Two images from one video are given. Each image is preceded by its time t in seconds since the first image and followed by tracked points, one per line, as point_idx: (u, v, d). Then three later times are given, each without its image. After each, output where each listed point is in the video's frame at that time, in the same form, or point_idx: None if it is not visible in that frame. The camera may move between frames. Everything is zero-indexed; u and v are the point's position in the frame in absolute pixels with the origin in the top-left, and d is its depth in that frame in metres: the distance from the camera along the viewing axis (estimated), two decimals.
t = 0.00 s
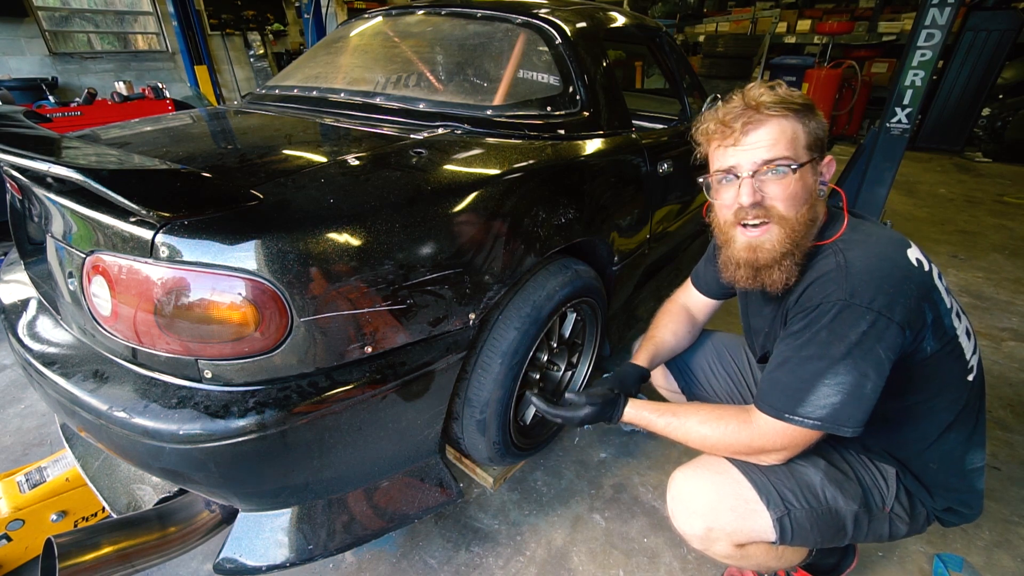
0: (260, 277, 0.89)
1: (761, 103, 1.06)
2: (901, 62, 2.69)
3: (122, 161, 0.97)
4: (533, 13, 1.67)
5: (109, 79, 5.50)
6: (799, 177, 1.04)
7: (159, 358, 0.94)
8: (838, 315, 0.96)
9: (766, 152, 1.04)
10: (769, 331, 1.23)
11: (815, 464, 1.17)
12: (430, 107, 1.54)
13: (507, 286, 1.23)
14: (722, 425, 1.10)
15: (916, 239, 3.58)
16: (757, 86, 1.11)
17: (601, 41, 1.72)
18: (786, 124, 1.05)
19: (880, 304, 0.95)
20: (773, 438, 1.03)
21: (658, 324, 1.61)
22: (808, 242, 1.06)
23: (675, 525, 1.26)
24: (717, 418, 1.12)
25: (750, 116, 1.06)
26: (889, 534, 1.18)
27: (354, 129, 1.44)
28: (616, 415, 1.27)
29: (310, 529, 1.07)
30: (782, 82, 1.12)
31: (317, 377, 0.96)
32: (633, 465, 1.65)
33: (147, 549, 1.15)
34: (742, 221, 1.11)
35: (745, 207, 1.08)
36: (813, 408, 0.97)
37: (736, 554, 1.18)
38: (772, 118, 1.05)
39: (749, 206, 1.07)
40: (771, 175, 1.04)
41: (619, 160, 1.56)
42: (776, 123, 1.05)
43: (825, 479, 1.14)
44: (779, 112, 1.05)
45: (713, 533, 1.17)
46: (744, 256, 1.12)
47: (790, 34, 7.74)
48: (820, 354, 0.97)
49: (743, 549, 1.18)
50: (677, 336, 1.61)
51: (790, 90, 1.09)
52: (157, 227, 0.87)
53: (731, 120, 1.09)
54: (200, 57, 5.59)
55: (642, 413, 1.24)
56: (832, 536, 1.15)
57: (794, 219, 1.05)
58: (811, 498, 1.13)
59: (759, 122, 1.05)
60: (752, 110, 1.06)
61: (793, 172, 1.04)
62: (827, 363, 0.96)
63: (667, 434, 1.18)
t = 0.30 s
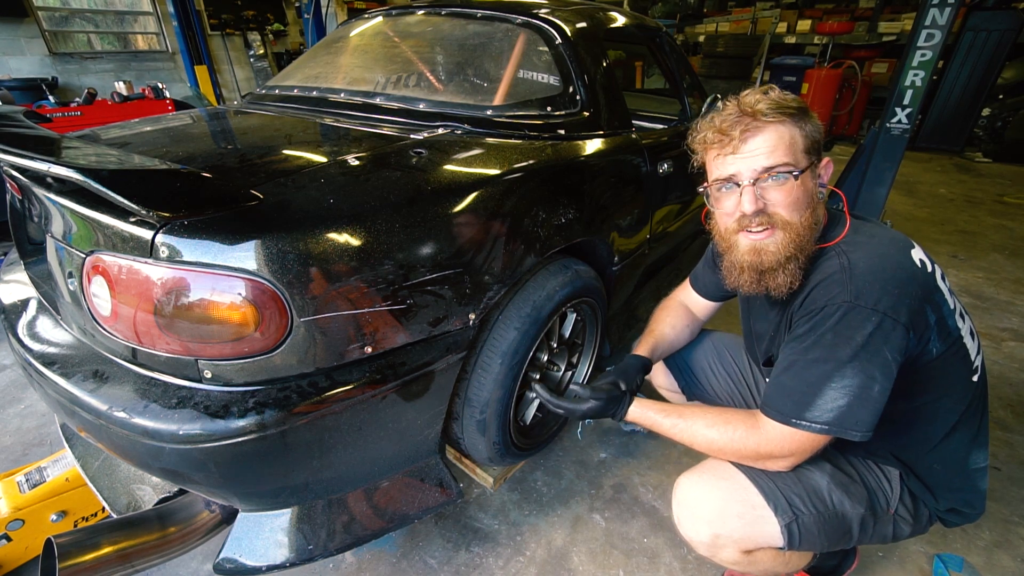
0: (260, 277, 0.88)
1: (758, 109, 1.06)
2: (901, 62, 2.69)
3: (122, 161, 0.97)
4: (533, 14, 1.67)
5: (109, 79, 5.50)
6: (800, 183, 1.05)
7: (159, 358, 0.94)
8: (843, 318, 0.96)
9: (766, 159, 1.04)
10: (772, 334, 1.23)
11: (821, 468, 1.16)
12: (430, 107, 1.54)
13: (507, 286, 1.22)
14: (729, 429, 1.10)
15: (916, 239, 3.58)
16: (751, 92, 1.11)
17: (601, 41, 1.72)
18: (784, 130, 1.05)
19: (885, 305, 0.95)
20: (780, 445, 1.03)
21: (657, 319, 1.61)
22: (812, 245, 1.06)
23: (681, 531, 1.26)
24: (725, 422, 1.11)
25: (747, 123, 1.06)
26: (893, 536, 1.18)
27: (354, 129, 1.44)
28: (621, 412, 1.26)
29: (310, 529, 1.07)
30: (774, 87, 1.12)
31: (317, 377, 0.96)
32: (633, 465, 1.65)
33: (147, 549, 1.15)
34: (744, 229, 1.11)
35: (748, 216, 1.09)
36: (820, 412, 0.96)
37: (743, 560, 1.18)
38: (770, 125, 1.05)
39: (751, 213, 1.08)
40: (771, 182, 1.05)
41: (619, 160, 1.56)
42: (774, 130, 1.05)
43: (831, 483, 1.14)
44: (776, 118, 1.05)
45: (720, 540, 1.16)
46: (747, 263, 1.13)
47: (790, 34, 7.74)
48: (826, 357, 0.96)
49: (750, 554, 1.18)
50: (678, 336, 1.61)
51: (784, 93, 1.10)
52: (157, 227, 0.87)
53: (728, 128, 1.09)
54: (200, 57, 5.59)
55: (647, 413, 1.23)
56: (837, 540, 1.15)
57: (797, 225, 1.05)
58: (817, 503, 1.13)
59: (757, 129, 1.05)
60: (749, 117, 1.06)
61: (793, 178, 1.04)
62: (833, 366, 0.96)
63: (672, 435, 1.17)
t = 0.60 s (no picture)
0: (260, 277, 0.88)
1: (755, 110, 1.05)
2: (901, 62, 2.69)
3: (122, 161, 0.97)
4: (533, 14, 1.67)
5: (109, 79, 5.50)
6: (796, 184, 1.05)
7: (159, 358, 0.94)
8: (841, 319, 0.96)
9: (762, 161, 1.05)
10: (771, 335, 1.23)
11: (821, 471, 1.16)
12: (430, 107, 1.54)
13: (507, 286, 1.22)
14: (728, 431, 1.09)
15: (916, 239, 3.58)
16: (748, 93, 1.10)
17: (601, 41, 1.72)
18: (780, 131, 1.05)
19: (883, 307, 0.95)
20: (779, 447, 1.03)
21: (657, 319, 1.61)
22: (808, 246, 1.06)
23: (679, 533, 1.26)
24: (724, 424, 1.11)
25: (743, 125, 1.06)
26: (893, 537, 1.18)
27: (354, 129, 1.44)
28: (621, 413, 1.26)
29: (310, 529, 1.07)
30: (771, 87, 1.12)
31: (317, 376, 0.96)
32: (633, 465, 1.65)
33: (147, 549, 1.15)
34: (740, 230, 1.11)
35: (744, 217, 1.09)
36: (819, 414, 0.96)
37: (742, 562, 1.18)
38: (766, 126, 1.05)
39: (747, 215, 1.08)
40: (767, 184, 1.05)
41: (619, 160, 1.56)
42: (771, 131, 1.05)
43: (830, 486, 1.14)
44: (772, 119, 1.05)
45: (719, 542, 1.16)
46: (743, 264, 1.13)
47: (790, 34, 7.74)
48: (825, 359, 0.96)
49: (749, 557, 1.18)
50: (678, 336, 1.61)
51: (781, 93, 1.09)
52: (157, 227, 0.87)
53: (724, 130, 1.09)
54: (200, 57, 5.59)
55: (646, 415, 1.22)
56: (837, 542, 1.15)
57: (793, 226, 1.05)
58: (817, 506, 1.13)
59: (753, 130, 1.05)
60: (746, 118, 1.06)
61: (789, 180, 1.04)
62: (831, 368, 0.96)
63: (671, 437, 1.17)
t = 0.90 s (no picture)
0: (260, 277, 0.88)
1: (754, 110, 1.05)
2: (901, 62, 2.69)
3: (123, 161, 0.97)
4: (533, 14, 1.67)
5: (109, 79, 5.50)
6: (794, 185, 1.04)
7: (159, 358, 0.94)
8: (841, 320, 0.96)
9: (760, 160, 1.04)
10: (771, 335, 1.23)
11: (821, 472, 1.16)
12: (430, 107, 1.54)
13: (507, 286, 1.22)
14: (731, 432, 1.09)
15: (916, 239, 3.58)
16: (748, 92, 1.10)
17: (601, 41, 1.72)
18: (779, 131, 1.05)
19: (883, 307, 0.95)
20: (780, 448, 1.03)
21: (657, 319, 1.61)
22: (805, 247, 1.06)
23: (680, 535, 1.26)
24: (727, 425, 1.11)
25: (742, 124, 1.06)
26: (894, 537, 1.18)
27: (354, 129, 1.44)
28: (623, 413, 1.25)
29: (310, 529, 1.07)
30: (772, 86, 1.12)
31: (317, 377, 0.96)
32: (633, 465, 1.65)
33: (147, 549, 1.15)
34: (738, 229, 1.11)
35: (741, 217, 1.09)
36: (820, 415, 0.96)
37: (743, 564, 1.18)
38: (765, 125, 1.05)
39: (745, 214, 1.08)
40: (765, 184, 1.05)
41: (619, 160, 1.56)
42: (769, 131, 1.05)
43: (831, 486, 1.14)
44: (771, 119, 1.05)
45: (720, 544, 1.16)
46: (740, 263, 1.13)
47: (790, 34, 7.74)
48: (826, 359, 0.96)
49: (751, 558, 1.18)
50: (678, 335, 1.62)
51: (782, 92, 1.09)
52: (157, 227, 0.87)
53: (723, 129, 1.09)
54: (200, 57, 5.59)
55: (649, 415, 1.22)
56: (837, 543, 1.15)
57: (790, 226, 1.05)
58: (817, 507, 1.13)
59: (752, 130, 1.05)
60: (745, 118, 1.06)
61: (787, 180, 1.04)
62: (832, 369, 0.96)
63: (673, 437, 1.17)
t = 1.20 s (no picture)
0: (260, 277, 0.88)
1: (742, 117, 1.05)
2: (901, 62, 2.69)
3: (123, 161, 0.97)
4: (533, 14, 1.67)
5: (109, 79, 5.50)
6: (784, 191, 1.04)
7: (159, 358, 0.94)
8: (843, 324, 0.96)
9: (749, 168, 1.04)
10: (769, 338, 1.23)
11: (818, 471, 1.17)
12: (430, 107, 1.54)
13: (507, 286, 1.22)
14: (736, 441, 1.08)
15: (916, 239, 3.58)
16: (736, 98, 1.10)
17: (601, 41, 1.72)
18: (768, 137, 1.04)
19: (883, 310, 0.95)
20: (784, 458, 1.02)
21: (657, 318, 1.61)
22: (797, 252, 1.07)
23: (676, 530, 1.26)
24: (734, 433, 1.09)
25: (731, 131, 1.06)
26: (890, 536, 1.18)
27: (354, 129, 1.44)
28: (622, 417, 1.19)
29: (310, 529, 1.07)
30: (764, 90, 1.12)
31: (317, 377, 0.96)
32: (633, 465, 1.65)
33: (147, 549, 1.15)
34: (730, 236, 1.12)
35: (732, 224, 1.09)
36: (822, 419, 0.96)
37: (738, 560, 1.19)
38: (753, 132, 1.04)
39: (735, 222, 1.08)
40: (754, 191, 1.04)
41: (619, 160, 1.56)
42: (758, 137, 1.04)
43: (827, 486, 1.14)
44: (760, 125, 1.04)
45: (714, 541, 1.17)
46: (733, 269, 1.14)
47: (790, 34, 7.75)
48: (827, 364, 0.96)
49: (744, 555, 1.18)
50: (677, 334, 1.62)
51: (771, 96, 1.09)
52: (157, 227, 0.87)
53: (712, 136, 1.08)
54: (200, 57, 5.59)
55: (653, 420, 1.18)
56: (833, 541, 1.15)
57: (782, 232, 1.05)
58: (814, 506, 1.13)
59: (740, 137, 1.05)
60: (733, 125, 1.06)
61: (776, 186, 1.04)
62: (834, 373, 0.96)
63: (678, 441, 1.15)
